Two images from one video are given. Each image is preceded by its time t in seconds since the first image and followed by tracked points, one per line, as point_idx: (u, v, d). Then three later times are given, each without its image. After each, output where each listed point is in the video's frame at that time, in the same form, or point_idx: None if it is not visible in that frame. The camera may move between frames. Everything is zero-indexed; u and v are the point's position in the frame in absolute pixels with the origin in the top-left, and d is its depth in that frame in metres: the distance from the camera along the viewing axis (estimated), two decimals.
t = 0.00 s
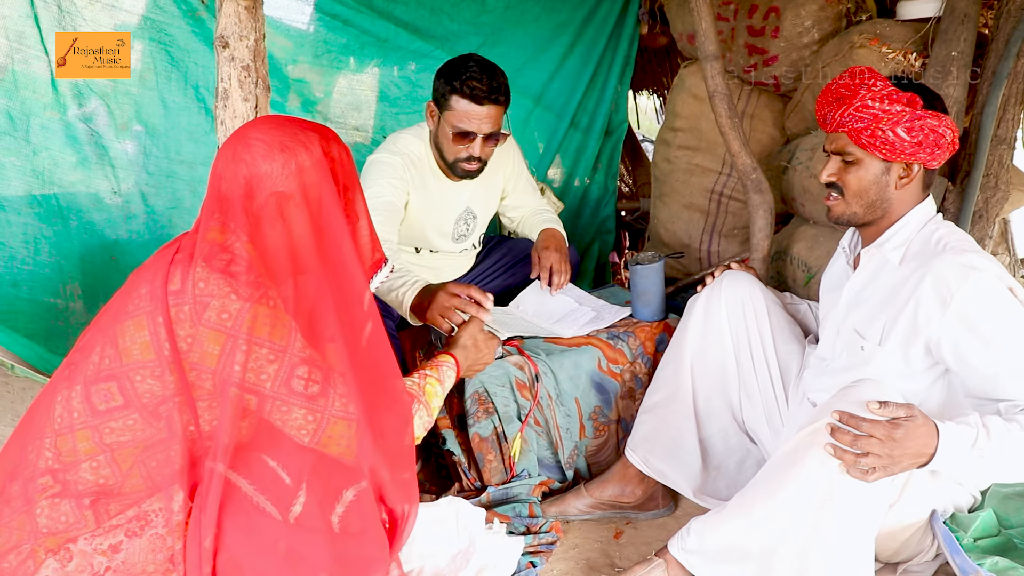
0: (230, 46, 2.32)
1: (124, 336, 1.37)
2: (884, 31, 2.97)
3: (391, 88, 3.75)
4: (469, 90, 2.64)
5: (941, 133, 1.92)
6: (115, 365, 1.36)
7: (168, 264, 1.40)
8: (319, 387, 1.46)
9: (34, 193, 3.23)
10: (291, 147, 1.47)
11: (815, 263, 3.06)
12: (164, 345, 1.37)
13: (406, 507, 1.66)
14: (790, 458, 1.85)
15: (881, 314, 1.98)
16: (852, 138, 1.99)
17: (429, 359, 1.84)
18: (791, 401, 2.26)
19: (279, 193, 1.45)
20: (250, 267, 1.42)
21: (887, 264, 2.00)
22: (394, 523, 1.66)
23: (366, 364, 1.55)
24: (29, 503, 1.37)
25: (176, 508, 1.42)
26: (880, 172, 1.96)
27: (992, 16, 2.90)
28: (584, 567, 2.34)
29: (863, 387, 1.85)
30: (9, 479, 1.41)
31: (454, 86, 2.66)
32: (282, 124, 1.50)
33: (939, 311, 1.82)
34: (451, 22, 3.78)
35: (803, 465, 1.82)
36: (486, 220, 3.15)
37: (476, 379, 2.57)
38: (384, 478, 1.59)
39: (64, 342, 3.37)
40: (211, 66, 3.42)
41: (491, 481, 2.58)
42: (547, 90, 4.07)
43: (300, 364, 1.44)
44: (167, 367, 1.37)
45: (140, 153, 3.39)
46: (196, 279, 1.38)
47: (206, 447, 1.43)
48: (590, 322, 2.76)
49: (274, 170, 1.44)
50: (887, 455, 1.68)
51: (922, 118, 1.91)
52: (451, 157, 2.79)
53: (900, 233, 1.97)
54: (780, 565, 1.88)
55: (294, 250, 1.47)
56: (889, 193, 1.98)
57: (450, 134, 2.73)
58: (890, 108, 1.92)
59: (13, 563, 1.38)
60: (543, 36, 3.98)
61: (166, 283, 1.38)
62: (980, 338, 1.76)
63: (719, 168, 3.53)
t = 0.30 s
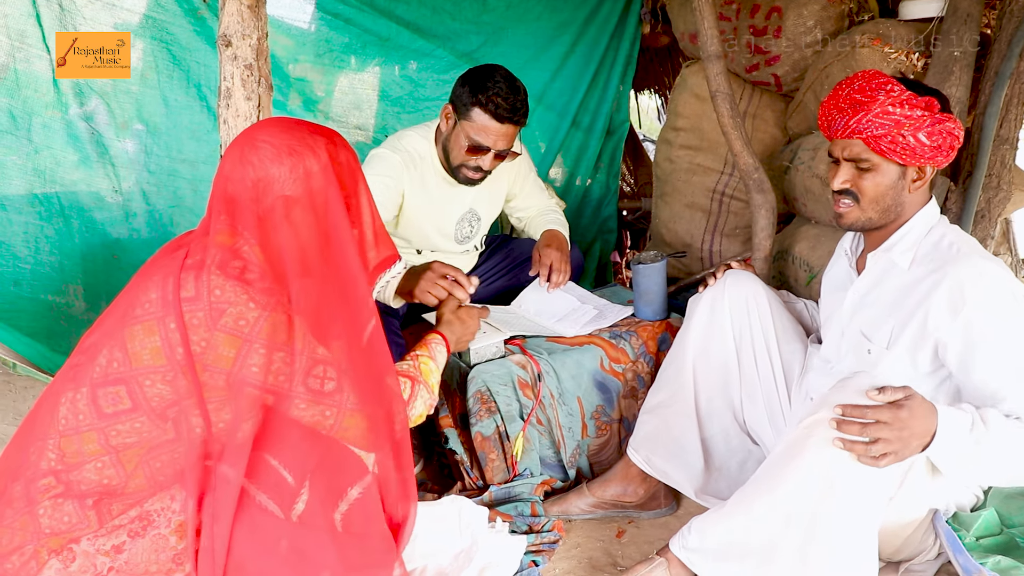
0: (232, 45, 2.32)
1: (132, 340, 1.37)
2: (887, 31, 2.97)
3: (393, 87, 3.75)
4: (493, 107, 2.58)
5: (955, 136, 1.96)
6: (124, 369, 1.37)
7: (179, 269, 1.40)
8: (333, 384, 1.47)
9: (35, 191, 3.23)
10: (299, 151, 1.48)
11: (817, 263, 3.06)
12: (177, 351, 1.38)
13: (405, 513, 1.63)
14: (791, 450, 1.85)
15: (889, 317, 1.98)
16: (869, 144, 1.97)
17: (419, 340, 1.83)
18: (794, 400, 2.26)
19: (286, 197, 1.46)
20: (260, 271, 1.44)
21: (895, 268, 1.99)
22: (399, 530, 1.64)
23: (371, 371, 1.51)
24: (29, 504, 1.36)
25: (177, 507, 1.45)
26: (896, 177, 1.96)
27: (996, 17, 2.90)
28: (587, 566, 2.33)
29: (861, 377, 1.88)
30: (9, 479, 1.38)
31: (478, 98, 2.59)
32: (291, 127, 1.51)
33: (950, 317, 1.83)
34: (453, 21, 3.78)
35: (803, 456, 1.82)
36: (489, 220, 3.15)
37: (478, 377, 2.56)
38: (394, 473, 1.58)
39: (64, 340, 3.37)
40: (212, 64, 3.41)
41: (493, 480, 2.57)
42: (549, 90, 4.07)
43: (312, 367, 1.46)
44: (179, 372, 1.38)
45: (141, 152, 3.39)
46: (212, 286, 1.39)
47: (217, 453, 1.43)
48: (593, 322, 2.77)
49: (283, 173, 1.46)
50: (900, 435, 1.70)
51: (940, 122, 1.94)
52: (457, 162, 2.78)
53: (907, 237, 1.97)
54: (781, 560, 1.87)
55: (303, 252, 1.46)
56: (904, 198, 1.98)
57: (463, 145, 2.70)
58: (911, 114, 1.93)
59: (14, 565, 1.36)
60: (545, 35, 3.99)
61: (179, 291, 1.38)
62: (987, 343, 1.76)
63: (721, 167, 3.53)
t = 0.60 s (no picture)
0: (235, 44, 2.32)
1: (161, 322, 1.45)
2: (889, 31, 2.97)
3: (394, 88, 3.75)
4: (473, 110, 2.55)
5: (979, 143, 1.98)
6: (152, 351, 1.45)
7: (204, 252, 1.48)
8: (356, 354, 1.61)
9: (37, 191, 3.23)
10: (326, 147, 1.61)
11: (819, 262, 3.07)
12: (208, 328, 1.46)
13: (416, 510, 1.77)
14: (785, 425, 1.83)
15: (910, 323, 1.99)
16: (914, 164, 1.92)
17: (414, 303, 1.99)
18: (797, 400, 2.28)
19: (312, 190, 1.59)
20: (280, 255, 1.53)
21: (915, 276, 1.98)
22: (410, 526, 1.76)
23: (384, 355, 1.64)
24: (46, 491, 1.43)
25: (194, 500, 1.50)
26: (935, 199, 1.94)
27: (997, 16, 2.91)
28: (589, 566, 2.33)
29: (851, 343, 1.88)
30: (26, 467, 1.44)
31: (458, 101, 2.55)
32: (316, 125, 1.63)
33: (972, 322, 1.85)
34: (454, 21, 3.78)
35: (796, 431, 1.81)
36: (480, 217, 3.15)
37: (481, 377, 2.56)
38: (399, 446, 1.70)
39: (68, 339, 3.36)
40: (213, 63, 3.40)
41: (496, 480, 2.57)
42: (550, 89, 4.07)
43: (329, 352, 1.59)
44: (206, 352, 1.47)
45: (142, 151, 3.38)
46: (243, 263, 1.49)
47: (236, 443, 1.50)
48: (595, 322, 2.80)
49: (309, 168, 1.58)
50: (909, 370, 1.75)
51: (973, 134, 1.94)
52: (440, 165, 2.77)
53: (923, 251, 1.95)
54: (780, 542, 1.85)
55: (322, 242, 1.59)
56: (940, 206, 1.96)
57: (445, 147, 2.69)
58: (954, 129, 1.92)
59: (30, 551, 1.43)
60: (547, 35, 3.98)
61: (209, 271, 1.47)
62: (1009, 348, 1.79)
63: (723, 167, 3.53)
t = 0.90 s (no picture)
0: (236, 44, 2.32)
1: (166, 304, 1.44)
2: (889, 31, 2.98)
3: (394, 88, 3.74)
4: (457, 123, 2.51)
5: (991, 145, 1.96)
6: (157, 332, 1.43)
7: (208, 237, 1.47)
8: (347, 342, 1.60)
9: (36, 191, 3.23)
10: (332, 141, 1.60)
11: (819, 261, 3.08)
12: (211, 309, 1.44)
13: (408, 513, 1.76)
14: (785, 420, 1.85)
15: (918, 325, 1.99)
16: (931, 163, 1.88)
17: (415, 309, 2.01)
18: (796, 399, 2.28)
19: (318, 183, 1.58)
20: (282, 236, 1.52)
21: (922, 277, 1.98)
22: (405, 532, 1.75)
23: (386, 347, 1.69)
24: (52, 477, 1.41)
25: (198, 494, 1.47)
26: (947, 196, 1.92)
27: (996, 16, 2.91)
28: (590, 566, 2.33)
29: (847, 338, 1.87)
30: (32, 457, 1.44)
31: (442, 114, 2.52)
32: (320, 121, 1.63)
33: (981, 326, 1.85)
34: (455, 21, 3.78)
35: (795, 427, 1.82)
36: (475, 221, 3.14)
37: (482, 377, 2.55)
38: (397, 439, 1.73)
39: (69, 339, 3.36)
40: (214, 64, 3.41)
41: (497, 480, 2.57)
42: (550, 89, 4.07)
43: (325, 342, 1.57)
44: (213, 331, 1.44)
45: (142, 151, 3.38)
46: (245, 246, 1.48)
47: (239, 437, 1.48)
48: (596, 321, 2.82)
49: (316, 161, 1.57)
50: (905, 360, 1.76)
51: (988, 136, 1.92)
52: (426, 175, 2.75)
53: (934, 251, 1.95)
54: (780, 535, 1.86)
55: (328, 232, 1.59)
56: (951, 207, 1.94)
57: (428, 159, 2.66)
58: (971, 128, 1.88)
59: (34, 539, 1.42)
60: (547, 35, 3.99)
61: (212, 254, 1.46)
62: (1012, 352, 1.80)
63: (723, 167, 3.53)
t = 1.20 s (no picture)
0: (238, 43, 2.33)
1: (160, 299, 1.42)
2: (890, 33, 2.98)
3: (396, 88, 3.75)
4: (453, 140, 2.50)
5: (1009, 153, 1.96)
6: (152, 327, 1.42)
7: (200, 232, 1.45)
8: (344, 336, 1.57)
9: (37, 188, 3.23)
10: (321, 137, 1.58)
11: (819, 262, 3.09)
12: (204, 302, 1.43)
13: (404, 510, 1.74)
14: (779, 418, 1.86)
15: (923, 328, 1.98)
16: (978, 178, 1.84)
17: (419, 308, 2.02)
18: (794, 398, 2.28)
19: (308, 176, 1.55)
20: (274, 230, 1.50)
21: (930, 281, 1.98)
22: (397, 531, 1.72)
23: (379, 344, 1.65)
24: (50, 477, 1.41)
25: (198, 495, 1.47)
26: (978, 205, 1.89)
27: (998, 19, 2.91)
28: (589, 566, 2.33)
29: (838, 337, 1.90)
30: (30, 456, 1.44)
31: (438, 131, 2.51)
32: (310, 116, 1.61)
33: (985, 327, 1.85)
34: (457, 21, 3.78)
35: (788, 426, 1.83)
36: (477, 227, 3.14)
37: (482, 377, 2.56)
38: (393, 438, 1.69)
39: (69, 337, 3.37)
40: (216, 63, 3.42)
41: (496, 480, 2.58)
42: (551, 90, 4.07)
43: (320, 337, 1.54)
44: (208, 326, 1.43)
45: (143, 149, 3.38)
46: (238, 239, 1.45)
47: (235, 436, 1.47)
48: (595, 322, 2.82)
49: (305, 155, 1.55)
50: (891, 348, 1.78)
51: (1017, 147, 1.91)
52: (426, 193, 2.73)
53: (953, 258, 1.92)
54: (779, 533, 1.86)
55: (317, 228, 1.55)
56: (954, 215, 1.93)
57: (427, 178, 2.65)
58: (1010, 143, 1.84)
59: (33, 539, 1.42)
60: (548, 36, 3.99)
61: (205, 248, 1.44)
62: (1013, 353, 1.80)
63: (723, 168, 3.53)
